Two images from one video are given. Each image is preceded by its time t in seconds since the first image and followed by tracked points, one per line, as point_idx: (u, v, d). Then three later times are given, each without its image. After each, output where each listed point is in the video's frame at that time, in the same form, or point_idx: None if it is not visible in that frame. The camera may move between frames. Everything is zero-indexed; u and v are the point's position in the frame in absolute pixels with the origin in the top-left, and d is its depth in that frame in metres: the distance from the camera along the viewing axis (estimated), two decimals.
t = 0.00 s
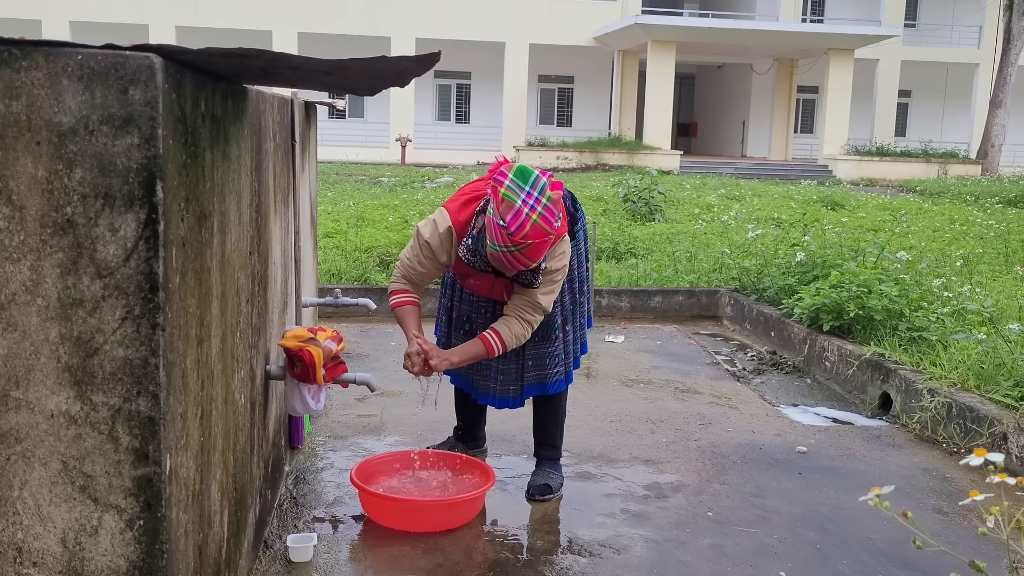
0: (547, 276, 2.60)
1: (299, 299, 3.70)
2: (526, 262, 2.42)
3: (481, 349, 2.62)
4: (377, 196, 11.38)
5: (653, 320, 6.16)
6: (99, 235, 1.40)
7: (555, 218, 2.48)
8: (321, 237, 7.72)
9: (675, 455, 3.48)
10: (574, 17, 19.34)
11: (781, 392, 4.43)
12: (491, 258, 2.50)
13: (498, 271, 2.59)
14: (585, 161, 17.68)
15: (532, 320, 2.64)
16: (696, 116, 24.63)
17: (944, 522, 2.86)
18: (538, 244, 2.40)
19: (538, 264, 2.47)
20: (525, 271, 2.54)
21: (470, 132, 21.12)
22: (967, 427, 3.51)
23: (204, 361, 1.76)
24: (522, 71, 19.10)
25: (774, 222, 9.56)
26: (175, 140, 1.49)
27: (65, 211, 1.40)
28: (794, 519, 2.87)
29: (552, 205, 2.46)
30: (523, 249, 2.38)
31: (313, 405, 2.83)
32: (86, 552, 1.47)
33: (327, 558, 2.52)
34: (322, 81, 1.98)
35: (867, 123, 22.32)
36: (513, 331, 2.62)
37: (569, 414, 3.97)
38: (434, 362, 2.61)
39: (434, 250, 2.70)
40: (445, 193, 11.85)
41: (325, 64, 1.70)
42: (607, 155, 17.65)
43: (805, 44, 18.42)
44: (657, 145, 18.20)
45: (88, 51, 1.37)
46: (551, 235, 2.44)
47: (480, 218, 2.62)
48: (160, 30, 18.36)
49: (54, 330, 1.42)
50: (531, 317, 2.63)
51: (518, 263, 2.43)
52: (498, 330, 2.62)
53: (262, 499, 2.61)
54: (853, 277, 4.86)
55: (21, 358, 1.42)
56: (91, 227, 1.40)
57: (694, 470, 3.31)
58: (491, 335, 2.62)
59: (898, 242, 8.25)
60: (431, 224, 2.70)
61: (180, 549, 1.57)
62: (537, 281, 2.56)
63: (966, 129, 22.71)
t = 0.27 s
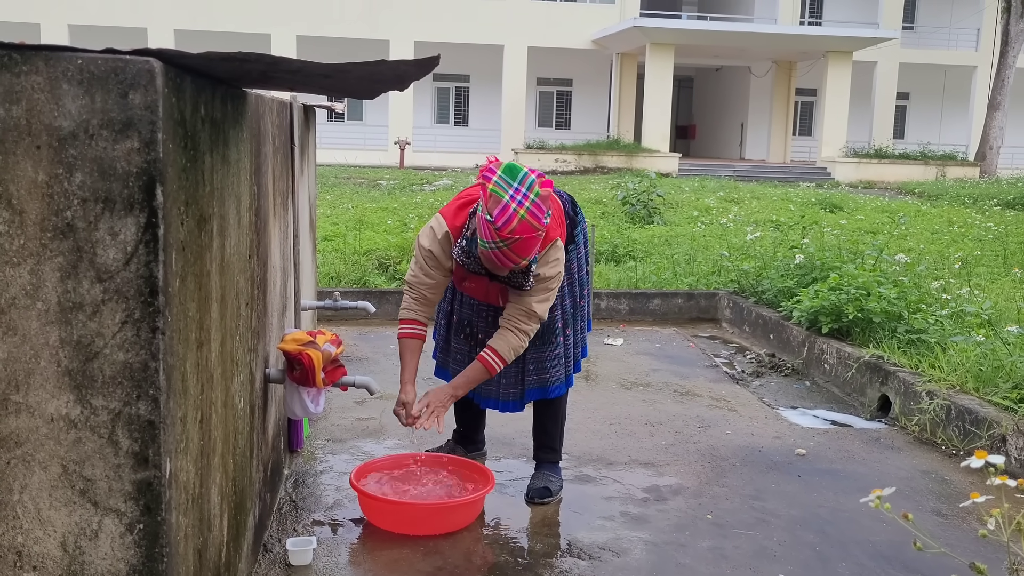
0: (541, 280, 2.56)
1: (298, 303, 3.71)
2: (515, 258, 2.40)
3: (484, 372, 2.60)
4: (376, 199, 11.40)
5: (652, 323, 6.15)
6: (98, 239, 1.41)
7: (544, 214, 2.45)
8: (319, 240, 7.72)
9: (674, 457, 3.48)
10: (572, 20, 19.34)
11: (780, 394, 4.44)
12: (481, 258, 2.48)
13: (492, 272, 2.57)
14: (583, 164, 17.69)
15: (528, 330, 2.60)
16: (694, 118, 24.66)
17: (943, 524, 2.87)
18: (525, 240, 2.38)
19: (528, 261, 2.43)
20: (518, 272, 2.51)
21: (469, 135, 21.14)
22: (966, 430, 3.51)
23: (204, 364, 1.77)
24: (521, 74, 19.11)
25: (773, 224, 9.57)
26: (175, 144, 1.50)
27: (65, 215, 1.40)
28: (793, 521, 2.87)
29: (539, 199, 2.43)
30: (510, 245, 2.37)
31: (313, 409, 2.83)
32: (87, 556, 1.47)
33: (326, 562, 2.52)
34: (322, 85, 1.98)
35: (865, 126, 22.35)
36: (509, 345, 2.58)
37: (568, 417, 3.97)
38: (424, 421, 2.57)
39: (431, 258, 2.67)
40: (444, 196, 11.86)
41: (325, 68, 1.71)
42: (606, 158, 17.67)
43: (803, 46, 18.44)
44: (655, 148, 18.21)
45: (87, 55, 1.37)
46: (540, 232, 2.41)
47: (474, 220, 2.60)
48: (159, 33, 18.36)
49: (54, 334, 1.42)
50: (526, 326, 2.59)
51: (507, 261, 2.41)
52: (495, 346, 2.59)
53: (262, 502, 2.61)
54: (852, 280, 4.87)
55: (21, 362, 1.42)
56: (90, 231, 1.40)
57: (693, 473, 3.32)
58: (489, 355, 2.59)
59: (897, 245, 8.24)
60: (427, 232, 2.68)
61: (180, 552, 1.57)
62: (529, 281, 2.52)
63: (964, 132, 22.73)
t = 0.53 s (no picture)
0: (527, 290, 2.52)
1: (297, 305, 3.71)
2: (482, 262, 2.35)
3: (525, 399, 2.58)
4: (374, 201, 11.39)
5: (650, 324, 6.15)
6: (96, 241, 1.41)
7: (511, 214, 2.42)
8: (317, 242, 7.71)
9: (672, 459, 3.49)
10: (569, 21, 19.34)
11: (778, 396, 4.44)
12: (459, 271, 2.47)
13: (476, 286, 2.56)
14: (581, 166, 17.69)
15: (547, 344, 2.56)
16: (692, 120, 24.68)
17: (941, 525, 2.87)
18: (490, 241, 2.33)
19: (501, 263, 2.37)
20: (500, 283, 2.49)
21: (467, 137, 21.14)
22: (964, 431, 3.52)
23: (202, 367, 1.77)
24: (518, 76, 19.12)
25: (770, 226, 9.57)
26: (172, 146, 1.50)
27: (62, 217, 1.40)
28: (791, 522, 2.87)
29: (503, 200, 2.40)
30: (475, 248, 2.33)
31: (311, 411, 2.84)
32: (85, 558, 1.47)
33: (325, 564, 2.52)
34: (320, 87, 1.98)
35: (863, 128, 22.39)
36: (539, 365, 2.55)
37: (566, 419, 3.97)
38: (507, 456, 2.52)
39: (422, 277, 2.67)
40: (442, 198, 11.85)
41: (322, 70, 1.71)
42: (603, 159, 17.67)
43: (800, 48, 18.46)
44: (653, 150, 18.22)
45: (85, 57, 1.37)
46: (506, 233, 2.36)
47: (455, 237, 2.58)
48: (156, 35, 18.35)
49: (52, 336, 1.42)
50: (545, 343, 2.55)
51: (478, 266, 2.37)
52: (526, 371, 2.55)
53: (260, 504, 2.61)
54: (850, 281, 4.87)
55: (19, 364, 1.42)
56: (88, 233, 1.40)
57: (691, 474, 3.32)
58: (523, 381, 2.56)
59: (894, 246, 8.24)
60: (412, 254, 2.69)
61: (178, 553, 1.57)
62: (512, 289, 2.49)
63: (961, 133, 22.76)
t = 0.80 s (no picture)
0: (516, 315, 2.50)
1: (297, 305, 3.71)
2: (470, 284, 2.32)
3: (514, 430, 2.54)
4: (375, 201, 11.40)
5: (651, 325, 6.15)
6: (98, 241, 1.41)
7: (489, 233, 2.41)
8: (317, 242, 7.72)
9: (673, 459, 3.48)
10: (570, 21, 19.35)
11: (779, 396, 4.44)
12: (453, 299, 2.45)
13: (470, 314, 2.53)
14: (582, 166, 17.69)
15: (534, 373, 2.54)
16: (693, 121, 24.69)
17: (942, 526, 2.87)
18: (475, 258, 2.30)
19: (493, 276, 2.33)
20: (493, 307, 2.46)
21: (468, 137, 21.15)
22: (965, 431, 3.52)
23: (203, 368, 1.77)
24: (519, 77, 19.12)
25: (771, 226, 9.56)
26: (174, 147, 1.50)
27: (64, 217, 1.40)
28: (792, 523, 2.87)
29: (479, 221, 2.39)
30: (462, 270, 2.30)
31: (312, 411, 2.84)
32: (86, 559, 1.47)
33: (326, 564, 2.52)
34: (321, 88, 1.98)
35: (864, 128, 22.39)
36: (525, 395, 2.53)
37: (567, 420, 3.97)
38: (490, 487, 2.58)
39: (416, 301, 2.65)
40: (442, 198, 11.85)
41: (324, 70, 1.71)
42: (604, 160, 17.66)
43: (800, 48, 18.47)
44: (654, 150, 18.22)
45: (87, 57, 1.37)
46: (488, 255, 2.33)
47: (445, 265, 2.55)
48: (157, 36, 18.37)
49: (53, 336, 1.42)
50: (531, 372, 2.53)
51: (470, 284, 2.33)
52: (513, 401, 2.53)
53: (261, 505, 2.61)
54: (851, 281, 4.87)
55: (20, 364, 1.42)
56: (90, 234, 1.40)
57: (692, 474, 3.32)
58: (511, 411, 2.53)
59: (895, 246, 8.24)
60: (409, 281, 2.69)
61: (179, 554, 1.57)
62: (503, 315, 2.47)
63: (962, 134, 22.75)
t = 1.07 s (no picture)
0: (521, 318, 2.50)
1: (299, 305, 3.71)
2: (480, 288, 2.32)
3: (514, 432, 2.53)
4: (377, 201, 11.39)
5: (652, 325, 6.14)
6: (100, 240, 1.41)
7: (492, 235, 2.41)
8: (319, 242, 7.72)
9: (674, 459, 3.48)
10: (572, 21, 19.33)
11: (780, 396, 4.43)
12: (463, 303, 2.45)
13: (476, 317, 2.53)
14: (584, 166, 17.68)
15: (536, 375, 2.54)
16: (695, 121, 24.68)
17: (944, 525, 2.87)
18: (483, 261, 2.30)
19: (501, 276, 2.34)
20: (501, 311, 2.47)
21: (469, 137, 21.15)
22: (967, 431, 3.51)
23: (205, 366, 1.77)
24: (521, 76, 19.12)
25: (773, 226, 9.55)
26: (176, 146, 1.50)
27: (66, 216, 1.40)
28: (794, 522, 2.87)
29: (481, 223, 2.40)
30: (472, 274, 2.30)
31: (314, 411, 2.84)
32: (88, 557, 1.47)
33: (327, 564, 2.52)
34: (323, 87, 1.98)
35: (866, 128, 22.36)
36: (526, 396, 2.52)
37: (568, 419, 3.97)
38: (494, 485, 2.59)
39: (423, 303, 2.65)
40: (444, 198, 11.85)
41: (325, 70, 1.71)
42: (606, 159, 17.65)
43: (803, 48, 18.45)
44: (655, 150, 18.20)
45: (89, 56, 1.37)
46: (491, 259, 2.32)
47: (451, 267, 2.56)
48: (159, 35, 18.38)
49: (55, 335, 1.42)
50: (534, 374, 2.53)
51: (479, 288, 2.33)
52: (514, 402, 2.52)
53: (262, 504, 2.61)
54: (852, 282, 4.87)
55: (23, 363, 1.42)
56: (92, 233, 1.41)
57: (693, 474, 3.32)
58: (512, 413, 2.52)
59: (897, 246, 8.22)
60: (414, 284, 2.69)
61: (181, 553, 1.57)
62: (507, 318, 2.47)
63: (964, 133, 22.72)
